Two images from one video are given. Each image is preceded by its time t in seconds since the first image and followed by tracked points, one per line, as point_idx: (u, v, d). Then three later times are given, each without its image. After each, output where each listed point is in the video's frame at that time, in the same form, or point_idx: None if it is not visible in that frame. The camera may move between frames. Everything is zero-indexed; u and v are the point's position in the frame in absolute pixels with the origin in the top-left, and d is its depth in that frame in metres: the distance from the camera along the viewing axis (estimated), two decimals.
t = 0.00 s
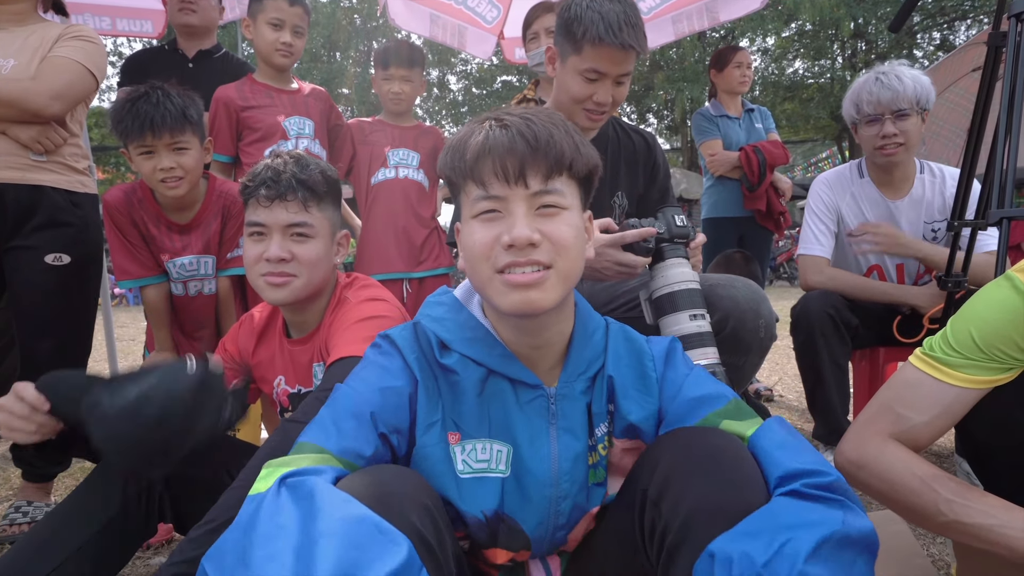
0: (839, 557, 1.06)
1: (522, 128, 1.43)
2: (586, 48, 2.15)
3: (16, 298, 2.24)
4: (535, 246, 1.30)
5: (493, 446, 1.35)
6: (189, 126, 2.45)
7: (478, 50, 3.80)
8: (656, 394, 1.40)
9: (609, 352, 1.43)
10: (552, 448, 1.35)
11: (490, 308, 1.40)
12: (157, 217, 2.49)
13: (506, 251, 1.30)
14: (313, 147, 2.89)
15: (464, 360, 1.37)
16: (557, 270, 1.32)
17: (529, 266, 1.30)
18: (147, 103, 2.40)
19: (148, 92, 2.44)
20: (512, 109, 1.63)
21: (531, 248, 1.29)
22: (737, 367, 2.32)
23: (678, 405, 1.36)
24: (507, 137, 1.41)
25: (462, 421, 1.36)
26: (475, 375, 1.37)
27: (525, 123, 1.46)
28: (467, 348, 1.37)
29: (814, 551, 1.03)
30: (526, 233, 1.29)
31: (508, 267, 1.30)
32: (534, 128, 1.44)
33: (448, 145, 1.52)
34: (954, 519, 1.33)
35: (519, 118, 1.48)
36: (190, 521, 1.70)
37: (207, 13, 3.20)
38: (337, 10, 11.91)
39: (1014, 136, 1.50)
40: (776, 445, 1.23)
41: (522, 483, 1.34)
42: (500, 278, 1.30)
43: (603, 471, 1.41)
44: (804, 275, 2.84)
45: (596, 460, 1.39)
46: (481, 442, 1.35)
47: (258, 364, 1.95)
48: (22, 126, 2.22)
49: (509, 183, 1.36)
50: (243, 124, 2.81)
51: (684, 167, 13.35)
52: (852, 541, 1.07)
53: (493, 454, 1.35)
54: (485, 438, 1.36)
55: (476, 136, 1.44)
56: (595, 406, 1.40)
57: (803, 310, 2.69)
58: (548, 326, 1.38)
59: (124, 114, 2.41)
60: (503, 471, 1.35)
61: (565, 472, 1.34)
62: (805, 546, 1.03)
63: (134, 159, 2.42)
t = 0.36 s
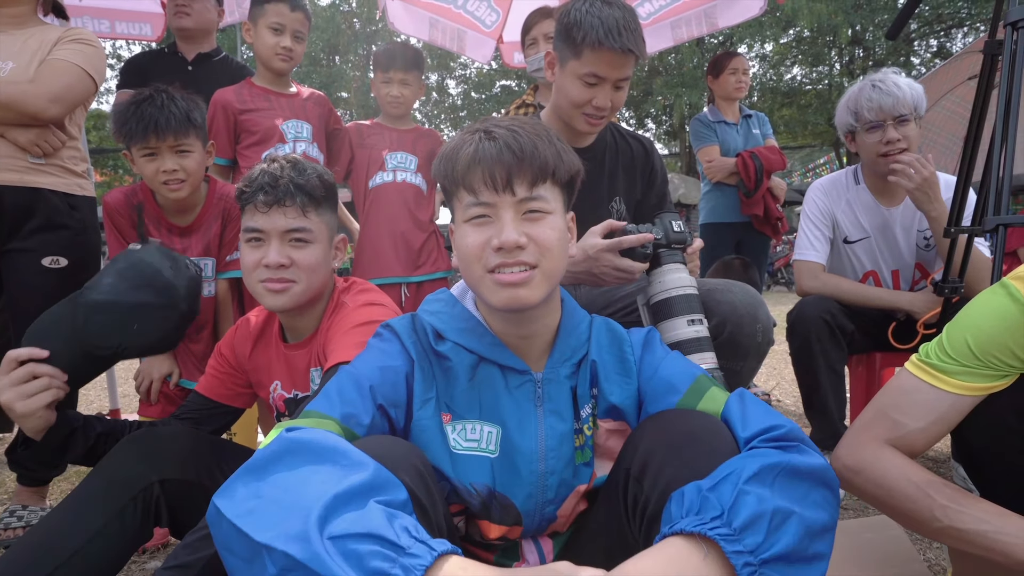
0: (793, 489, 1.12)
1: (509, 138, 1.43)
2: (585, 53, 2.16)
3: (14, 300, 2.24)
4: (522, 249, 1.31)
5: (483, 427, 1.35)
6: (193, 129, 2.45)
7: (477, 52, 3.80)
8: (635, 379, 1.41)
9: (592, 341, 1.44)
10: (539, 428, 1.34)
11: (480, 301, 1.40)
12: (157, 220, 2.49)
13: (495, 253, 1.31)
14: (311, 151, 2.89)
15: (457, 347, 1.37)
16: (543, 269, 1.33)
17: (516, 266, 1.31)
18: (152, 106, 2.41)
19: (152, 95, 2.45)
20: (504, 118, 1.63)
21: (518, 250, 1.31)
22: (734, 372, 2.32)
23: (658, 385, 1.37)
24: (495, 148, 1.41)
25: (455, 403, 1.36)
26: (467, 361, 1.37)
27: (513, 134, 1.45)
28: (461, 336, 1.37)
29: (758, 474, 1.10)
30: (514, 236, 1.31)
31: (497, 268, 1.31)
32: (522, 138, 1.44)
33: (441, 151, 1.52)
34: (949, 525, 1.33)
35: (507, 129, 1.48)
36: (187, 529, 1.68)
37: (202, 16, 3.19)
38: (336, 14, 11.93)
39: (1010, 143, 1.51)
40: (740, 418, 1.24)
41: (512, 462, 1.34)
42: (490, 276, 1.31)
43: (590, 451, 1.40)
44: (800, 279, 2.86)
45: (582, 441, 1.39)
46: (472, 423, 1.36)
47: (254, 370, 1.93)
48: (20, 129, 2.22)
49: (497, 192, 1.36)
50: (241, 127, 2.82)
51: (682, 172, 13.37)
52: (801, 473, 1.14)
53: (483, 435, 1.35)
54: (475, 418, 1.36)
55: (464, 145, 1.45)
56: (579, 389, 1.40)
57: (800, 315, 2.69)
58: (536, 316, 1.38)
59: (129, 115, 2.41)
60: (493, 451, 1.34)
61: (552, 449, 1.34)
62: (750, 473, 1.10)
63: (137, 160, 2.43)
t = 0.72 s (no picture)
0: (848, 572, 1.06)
1: (521, 128, 1.43)
2: (583, 49, 2.15)
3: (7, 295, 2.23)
4: (538, 254, 1.29)
5: (488, 459, 1.35)
6: (190, 124, 2.45)
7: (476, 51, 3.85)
8: (661, 402, 1.39)
9: (611, 357, 1.43)
10: (550, 458, 1.34)
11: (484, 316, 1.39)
12: (151, 215, 2.48)
13: (509, 259, 1.29)
14: (305, 146, 2.88)
15: (457, 369, 1.36)
16: (562, 276, 1.32)
17: (532, 274, 1.30)
18: (149, 101, 2.40)
19: (150, 89, 2.44)
20: (505, 105, 1.63)
21: (536, 255, 1.29)
22: (731, 370, 2.32)
23: (683, 413, 1.36)
24: (506, 138, 1.41)
25: (456, 431, 1.36)
26: (468, 386, 1.36)
27: (524, 124, 1.45)
28: (461, 356, 1.37)
29: (825, 565, 1.03)
30: (530, 240, 1.28)
31: (511, 276, 1.29)
32: (534, 128, 1.44)
33: (437, 144, 1.52)
34: (943, 522, 1.33)
35: (516, 118, 1.48)
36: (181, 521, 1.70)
37: (198, 11, 3.15)
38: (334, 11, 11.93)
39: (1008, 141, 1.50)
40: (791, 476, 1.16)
41: (520, 495, 1.34)
42: (502, 287, 1.30)
43: (604, 481, 1.41)
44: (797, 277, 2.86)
45: (597, 469, 1.40)
46: (475, 454, 1.35)
47: (250, 364, 1.92)
48: (14, 123, 2.21)
49: (509, 186, 1.35)
50: (236, 122, 2.81)
51: (680, 171, 13.39)
52: (865, 555, 1.07)
53: (488, 466, 1.34)
54: (480, 449, 1.35)
55: (472, 136, 1.44)
56: (596, 414, 1.39)
57: (796, 312, 2.69)
58: (548, 332, 1.37)
59: (126, 110, 2.40)
60: (500, 484, 1.34)
61: (564, 483, 1.34)
62: (815, 563, 1.03)
63: (133, 155, 2.41)
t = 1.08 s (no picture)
0: (813, 522, 1.09)
1: (530, 129, 1.44)
2: (584, 45, 2.14)
3: (9, 292, 2.23)
4: (536, 245, 1.30)
5: (485, 429, 1.35)
6: (190, 123, 2.44)
7: (476, 45, 3.83)
8: (643, 382, 1.40)
9: (598, 341, 1.43)
10: (542, 430, 1.34)
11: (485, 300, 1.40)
12: (151, 211, 2.47)
13: (508, 249, 1.30)
14: (306, 143, 2.88)
15: (459, 346, 1.37)
16: (556, 270, 1.32)
17: (529, 264, 1.30)
18: (149, 98, 2.39)
19: (149, 87, 2.43)
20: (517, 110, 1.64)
21: (532, 246, 1.29)
22: (732, 367, 2.32)
23: (665, 390, 1.36)
24: (515, 138, 1.41)
25: (455, 402, 1.36)
26: (468, 361, 1.37)
27: (533, 125, 1.46)
28: (463, 334, 1.37)
29: (785, 509, 1.07)
30: (528, 231, 1.29)
31: (509, 265, 1.30)
32: (541, 130, 1.45)
33: (450, 143, 1.53)
34: (945, 521, 1.33)
35: (526, 119, 1.49)
36: (184, 520, 1.68)
37: (201, 8, 3.15)
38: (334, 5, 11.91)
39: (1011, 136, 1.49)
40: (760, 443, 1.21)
41: (514, 466, 1.33)
42: (501, 276, 1.30)
43: (594, 455, 1.40)
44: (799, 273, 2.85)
45: (586, 445, 1.39)
46: (473, 424, 1.35)
47: (253, 361, 1.93)
48: (15, 120, 2.21)
49: (513, 182, 1.36)
50: (237, 119, 2.80)
51: (681, 166, 13.37)
52: (826, 504, 1.11)
53: (485, 436, 1.35)
54: (477, 420, 1.36)
55: (482, 134, 1.45)
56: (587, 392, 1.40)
57: (799, 309, 2.68)
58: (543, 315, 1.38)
59: (126, 109, 2.39)
60: (495, 454, 1.34)
61: (555, 453, 1.34)
62: (776, 508, 1.06)
63: (132, 153, 2.41)
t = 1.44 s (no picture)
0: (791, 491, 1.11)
1: (518, 147, 1.46)
2: (587, 63, 2.17)
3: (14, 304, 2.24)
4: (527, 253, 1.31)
5: (481, 440, 1.36)
6: (196, 139, 2.46)
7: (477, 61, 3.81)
8: (646, 384, 1.40)
9: (599, 350, 1.45)
10: (538, 441, 1.35)
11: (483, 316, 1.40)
12: (157, 226, 2.49)
13: (503, 259, 1.30)
14: (311, 157, 2.90)
15: (456, 359, 1.36)
16: (548, 281, 1.32)
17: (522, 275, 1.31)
18: (155, 115, 2.41)
19: (156, 104, 2.46)
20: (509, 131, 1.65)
21: (523, 254, 1.30)
22: (735, 384, 2.32)
23: (665, 395, 1.35)
24: (503, 156, 1.43)
25: (452, 413, 1.36)
26: (466, 373, 1.36)
27: (521, 143, 1.48)
28: (461, 348, 1.37)
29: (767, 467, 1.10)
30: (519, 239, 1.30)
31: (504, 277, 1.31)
32: (529, 147, 1.47)
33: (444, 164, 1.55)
34: (948, 541, 1.33)
35: (515, 138, 1.50)
36: (185, 533, 1.68)
37: (212, 23, 3.19)
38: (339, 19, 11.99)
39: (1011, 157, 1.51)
40: (750, 430, 1.21)
41: (511, 476, 1.35)
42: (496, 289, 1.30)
43: (590, 464, 1.43)
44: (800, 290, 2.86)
45: (582, 454, 1.41)
46: (471, 434, 1.36)
47: (253, 376, 1.93)
48: (23, 133, 2.22)
49: (504, 196, 1.38)
50: (244, 133, 2.82)
51: (683, 180, 13.41)
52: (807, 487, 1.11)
53: (482, 447, 1.35)
54: (473, 430, 1.36)
55: (472, 152, 1.46)
56: (584, 401, 1.40)
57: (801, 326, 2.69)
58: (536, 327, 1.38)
59: (133, 125, 2.41)
60: (491, 464, 1.35)
61: (551, 463, 1.35)
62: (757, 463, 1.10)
63: (139, 169, 2.43)
